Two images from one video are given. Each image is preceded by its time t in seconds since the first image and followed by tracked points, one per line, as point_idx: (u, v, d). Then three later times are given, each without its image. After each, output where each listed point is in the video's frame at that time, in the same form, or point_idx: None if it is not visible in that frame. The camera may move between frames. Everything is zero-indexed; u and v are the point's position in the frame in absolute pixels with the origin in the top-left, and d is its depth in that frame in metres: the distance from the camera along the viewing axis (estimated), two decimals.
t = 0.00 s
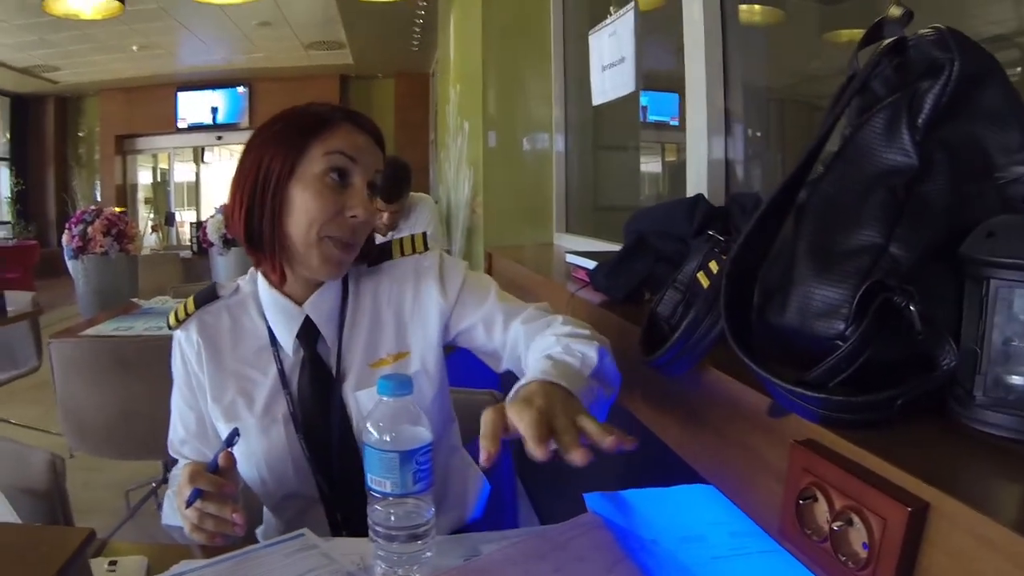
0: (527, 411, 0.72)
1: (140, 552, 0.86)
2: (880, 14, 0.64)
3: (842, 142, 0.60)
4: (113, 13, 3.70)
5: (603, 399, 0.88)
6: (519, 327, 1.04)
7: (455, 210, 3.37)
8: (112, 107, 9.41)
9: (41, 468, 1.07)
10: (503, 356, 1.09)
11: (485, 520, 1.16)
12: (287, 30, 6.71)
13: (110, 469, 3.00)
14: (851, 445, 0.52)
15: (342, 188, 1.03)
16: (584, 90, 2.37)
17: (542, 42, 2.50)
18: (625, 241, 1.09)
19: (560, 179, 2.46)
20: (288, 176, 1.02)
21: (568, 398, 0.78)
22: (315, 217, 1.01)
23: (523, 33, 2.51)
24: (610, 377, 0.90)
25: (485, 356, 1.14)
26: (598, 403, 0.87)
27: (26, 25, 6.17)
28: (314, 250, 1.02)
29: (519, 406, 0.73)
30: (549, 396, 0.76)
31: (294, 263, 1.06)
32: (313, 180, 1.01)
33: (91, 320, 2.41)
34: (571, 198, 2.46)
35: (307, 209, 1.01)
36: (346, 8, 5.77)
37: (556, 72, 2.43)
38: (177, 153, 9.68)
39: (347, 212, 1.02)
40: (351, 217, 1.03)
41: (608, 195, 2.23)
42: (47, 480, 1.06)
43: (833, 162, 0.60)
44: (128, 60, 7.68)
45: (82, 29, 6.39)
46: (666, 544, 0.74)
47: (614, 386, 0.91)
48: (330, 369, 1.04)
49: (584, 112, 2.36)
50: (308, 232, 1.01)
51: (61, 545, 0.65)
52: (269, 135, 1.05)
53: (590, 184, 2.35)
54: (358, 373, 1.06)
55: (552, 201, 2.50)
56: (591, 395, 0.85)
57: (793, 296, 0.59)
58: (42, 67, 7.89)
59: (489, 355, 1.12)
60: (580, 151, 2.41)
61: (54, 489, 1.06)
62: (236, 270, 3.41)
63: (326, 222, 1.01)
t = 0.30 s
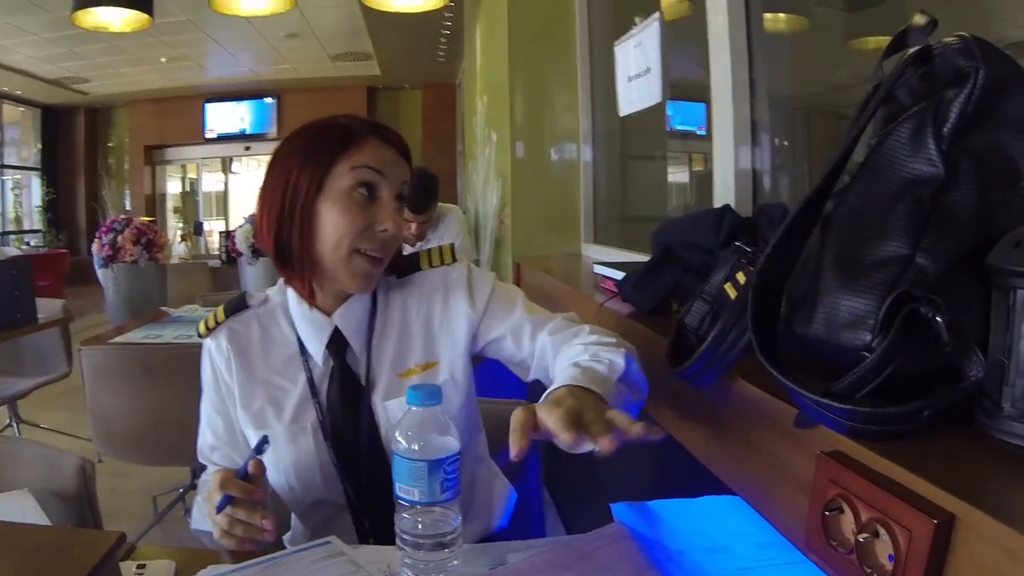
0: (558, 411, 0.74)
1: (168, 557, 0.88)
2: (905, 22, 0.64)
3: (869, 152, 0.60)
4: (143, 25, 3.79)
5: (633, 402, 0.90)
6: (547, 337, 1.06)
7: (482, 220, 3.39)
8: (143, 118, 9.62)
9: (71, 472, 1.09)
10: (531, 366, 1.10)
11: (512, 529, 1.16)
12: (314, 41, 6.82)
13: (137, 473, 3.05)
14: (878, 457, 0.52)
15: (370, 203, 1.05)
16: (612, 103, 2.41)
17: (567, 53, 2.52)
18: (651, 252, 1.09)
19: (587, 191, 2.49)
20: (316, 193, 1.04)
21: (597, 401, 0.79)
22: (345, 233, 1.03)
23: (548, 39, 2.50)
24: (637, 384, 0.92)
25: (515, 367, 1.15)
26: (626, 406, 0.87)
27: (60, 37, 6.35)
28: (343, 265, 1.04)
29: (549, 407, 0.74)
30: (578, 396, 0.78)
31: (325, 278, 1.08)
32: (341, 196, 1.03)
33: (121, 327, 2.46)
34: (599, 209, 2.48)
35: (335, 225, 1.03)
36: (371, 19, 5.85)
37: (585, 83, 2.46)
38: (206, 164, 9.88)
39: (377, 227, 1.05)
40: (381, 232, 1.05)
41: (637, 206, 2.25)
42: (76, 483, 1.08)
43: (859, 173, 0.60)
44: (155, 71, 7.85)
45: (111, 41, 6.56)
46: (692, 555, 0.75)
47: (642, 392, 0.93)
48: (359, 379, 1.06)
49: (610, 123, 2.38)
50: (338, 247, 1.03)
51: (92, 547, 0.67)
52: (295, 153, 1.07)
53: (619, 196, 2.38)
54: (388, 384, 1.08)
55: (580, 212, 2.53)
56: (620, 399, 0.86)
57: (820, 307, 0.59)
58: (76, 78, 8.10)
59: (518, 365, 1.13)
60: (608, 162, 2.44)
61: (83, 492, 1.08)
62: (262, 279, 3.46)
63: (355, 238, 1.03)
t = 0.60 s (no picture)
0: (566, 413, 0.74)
1: (180, 554, 0.89)
2: (921, 25, 0.64)
3: (883, 156, 0.60)
4: (158, 26, 3.83)
5: (642, 403, 0.92)
6: (558, 335, 1.06)
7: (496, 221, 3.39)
8: (158, 119, 9.71)
9: (84, 470, 1.10)
10: (543, 366, 1.10)
11: (523, 530, 1.17)
12: (328, 43, 6.85)
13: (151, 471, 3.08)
14: (889, 461, 0.52)
15: (381, 209, 1.06)
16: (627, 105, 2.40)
17: (581, 56, 2.52)
18: (665, 255, 1.10)
19: (601, 194, 2.49)
20: (330, 196, 1.05)
21: (606, 402, 0.79)
22: (354, 237, 1.03)
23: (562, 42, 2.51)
24: (648, 383, 0.93)
25: (527, 367, 1.15)
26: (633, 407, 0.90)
27: (77, 38, 6.43)
28: (351, 270, 1.05)
29: (557, 409, 0.75)
30: (584, 398, 0.78)
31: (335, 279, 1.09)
32: (352, 201, 1.04)
33: (136, 327, 2.48)
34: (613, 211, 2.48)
35: (346, 227, 1.04)
36: (386, 21, 5.88)
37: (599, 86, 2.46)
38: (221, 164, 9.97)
39: (385, 234, 1.05)
40: (389, 239, 1.05)
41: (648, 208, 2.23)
42: (89, 481, 1.09)
43: (873, 178, 0.60)
44: (170, 72, 7.93)
45: (127, 42, 6.63)
46: (701, 558, 0.75)
47: (653, 391, 0.94)
48: (370, 380, 1.07)
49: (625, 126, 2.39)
50: (347, 251, 1.04)
51: (105, 543, 0.68)
52: (312, 154, 1.08)
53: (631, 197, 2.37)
54: (399, 386, 1.09)
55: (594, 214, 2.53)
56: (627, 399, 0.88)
57: (833, 310, 0.59)
58: (92, 79, 8.18)
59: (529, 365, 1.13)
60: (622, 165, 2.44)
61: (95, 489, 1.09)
62: (275, 279, 3.49)
63: (364, 243, 1.04)
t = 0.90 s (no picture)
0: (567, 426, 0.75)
1: (182, 557, 0.90)
2: (924, 34, 0.64)
3: (886, 164, 0.60)
4: (163, 29, 3.84)
5: (643, 413, 0.91)
6: (558, 342, 1.06)
7: (499, 226, 3.40)
8: (162, 121, 9.74)
9: (85, 471, 1.10)
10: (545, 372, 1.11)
11: (523, 535, 1.17)
12: (332, 47, 6.87)
13: (150, 473, 3.08)
14: (890, 467, 0.52)
15: (375, 214, 1.06)
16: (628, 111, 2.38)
17: (586, 61, 2.53)
18: (668, 261, 1.10)
19: (604, 203, 2.48)
20: (326, 201, 1.06)
21: (607, 415, 0.80)
22: (348, 242, 1.04)
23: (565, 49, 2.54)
24: (650, 394, 0.93)
25: (529, 373, 1.16)
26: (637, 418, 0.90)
27: (82, 40, 6.46)
28: (346, 272, 1.06)
29: (559, 425, 0.75)
30: (582, 410, 0.79)
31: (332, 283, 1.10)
32: (346, 205, 1.05)
33: (138, 329, 2.48)
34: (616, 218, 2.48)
35: (340, 232, 1.04)
36: (390, 25, 5.90)
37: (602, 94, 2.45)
38: (224, 167, 10.00)
39: (379, 238, 1.05)
40: (382, 243, 1.05)
41: (651, 214, 2.21)
42: (90, 482, 1.09)
43: (874, 186, 0.60)
44: (173, 74, 7.96)
45: (131, 44, 6.66)
46: (702, 563, 0.75)
47: (653, 401, 0.94)
48: (372, 384, 1.07)
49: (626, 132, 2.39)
50: (341, 255, 1.05)
51: (107, 543, 0.68)
52: (309, 160, 1.09)
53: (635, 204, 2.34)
54: (400, 390, 1.09)
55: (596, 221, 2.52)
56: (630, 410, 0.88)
57: (835, 317, 0.60)
58: (96, 81, 8.21)
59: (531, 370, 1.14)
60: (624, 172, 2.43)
61: (95, 491, 1.09)
62: (278, 283, 3.49)
63: (358, 247, 1.04)
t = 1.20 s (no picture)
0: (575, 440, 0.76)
1: (183, 556, 0.90)
2: (926, 35, 0.64)
3: (888, 165, 0.60)
4: (165, 29, 3.85)
5: (648, 427, 0.91)
6: (568, 354, 1.05)
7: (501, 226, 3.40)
8: (164, 121, 9.76)
9: (87, 470, 1.10)
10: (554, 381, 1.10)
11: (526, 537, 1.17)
12: (335, 47, 6.88)
13: (152, 472, 3.08)
14: (893, 467, 0.52)
15: (368, 210, 1.06)
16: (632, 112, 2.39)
17: (589, 62, 2.53)
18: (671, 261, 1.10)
19: (607, 203, 2.48)
20: (322, 201, 1.08)
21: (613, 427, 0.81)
22: (341, 239, 1.05)
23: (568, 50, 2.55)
24: (655, 409, 0.93)
25: (538, 379, 1.14)
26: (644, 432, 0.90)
27: (85, 40, 6.48)
28: (342, 270, 1.06)
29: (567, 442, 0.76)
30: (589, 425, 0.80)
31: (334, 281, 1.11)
32: (338, 204, 1.06)
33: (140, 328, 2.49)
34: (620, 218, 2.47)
35: (334, 230, 1.05)
36: (393, 25, 5.91)
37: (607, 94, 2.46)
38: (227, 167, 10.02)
39: (371, 234, 1.04)
40: (374, 238, 1.04)
41: (654, 214, 2.22)
42: (92, 481, 1.09)
43: (877, 187, 0.60)
44: (176, 74, 7.98)
45: (134, 45, 6.67)
46: (703, 563, 0.75)
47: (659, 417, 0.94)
48: (379, 382, 1.07)
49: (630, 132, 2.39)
50: (336, 253, 1.06)
51: (109, 542, 0.68)
52: (307, 161, 1.10)
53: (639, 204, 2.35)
54: (408, 390, 1.08)
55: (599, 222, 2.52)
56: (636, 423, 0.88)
57: (839, 318, 0.60)
58: (99, 81, 8.23)
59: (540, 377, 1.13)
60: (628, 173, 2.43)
61: (97, 490, 1.09)
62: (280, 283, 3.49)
63: (352, 244, 1.04)
